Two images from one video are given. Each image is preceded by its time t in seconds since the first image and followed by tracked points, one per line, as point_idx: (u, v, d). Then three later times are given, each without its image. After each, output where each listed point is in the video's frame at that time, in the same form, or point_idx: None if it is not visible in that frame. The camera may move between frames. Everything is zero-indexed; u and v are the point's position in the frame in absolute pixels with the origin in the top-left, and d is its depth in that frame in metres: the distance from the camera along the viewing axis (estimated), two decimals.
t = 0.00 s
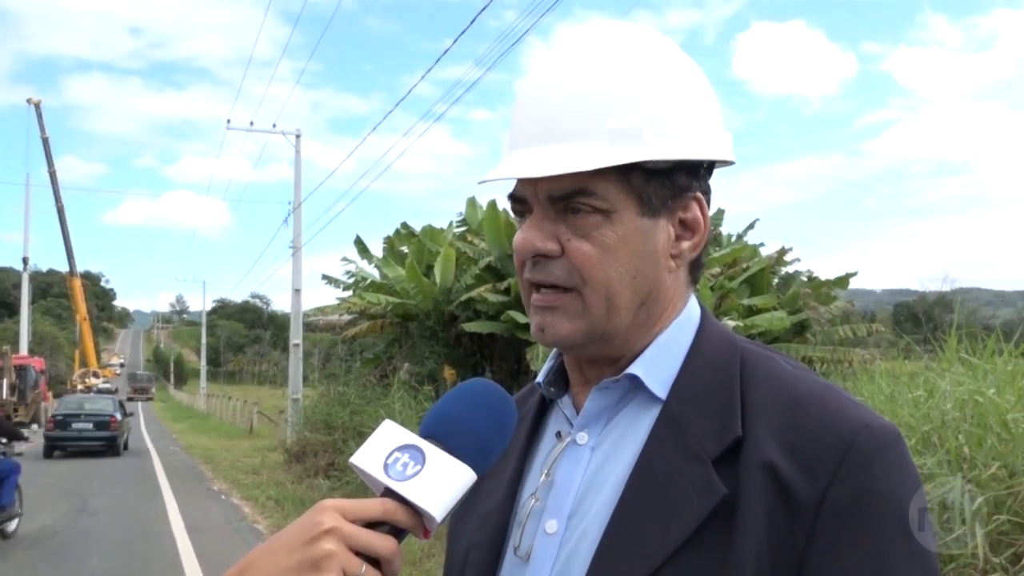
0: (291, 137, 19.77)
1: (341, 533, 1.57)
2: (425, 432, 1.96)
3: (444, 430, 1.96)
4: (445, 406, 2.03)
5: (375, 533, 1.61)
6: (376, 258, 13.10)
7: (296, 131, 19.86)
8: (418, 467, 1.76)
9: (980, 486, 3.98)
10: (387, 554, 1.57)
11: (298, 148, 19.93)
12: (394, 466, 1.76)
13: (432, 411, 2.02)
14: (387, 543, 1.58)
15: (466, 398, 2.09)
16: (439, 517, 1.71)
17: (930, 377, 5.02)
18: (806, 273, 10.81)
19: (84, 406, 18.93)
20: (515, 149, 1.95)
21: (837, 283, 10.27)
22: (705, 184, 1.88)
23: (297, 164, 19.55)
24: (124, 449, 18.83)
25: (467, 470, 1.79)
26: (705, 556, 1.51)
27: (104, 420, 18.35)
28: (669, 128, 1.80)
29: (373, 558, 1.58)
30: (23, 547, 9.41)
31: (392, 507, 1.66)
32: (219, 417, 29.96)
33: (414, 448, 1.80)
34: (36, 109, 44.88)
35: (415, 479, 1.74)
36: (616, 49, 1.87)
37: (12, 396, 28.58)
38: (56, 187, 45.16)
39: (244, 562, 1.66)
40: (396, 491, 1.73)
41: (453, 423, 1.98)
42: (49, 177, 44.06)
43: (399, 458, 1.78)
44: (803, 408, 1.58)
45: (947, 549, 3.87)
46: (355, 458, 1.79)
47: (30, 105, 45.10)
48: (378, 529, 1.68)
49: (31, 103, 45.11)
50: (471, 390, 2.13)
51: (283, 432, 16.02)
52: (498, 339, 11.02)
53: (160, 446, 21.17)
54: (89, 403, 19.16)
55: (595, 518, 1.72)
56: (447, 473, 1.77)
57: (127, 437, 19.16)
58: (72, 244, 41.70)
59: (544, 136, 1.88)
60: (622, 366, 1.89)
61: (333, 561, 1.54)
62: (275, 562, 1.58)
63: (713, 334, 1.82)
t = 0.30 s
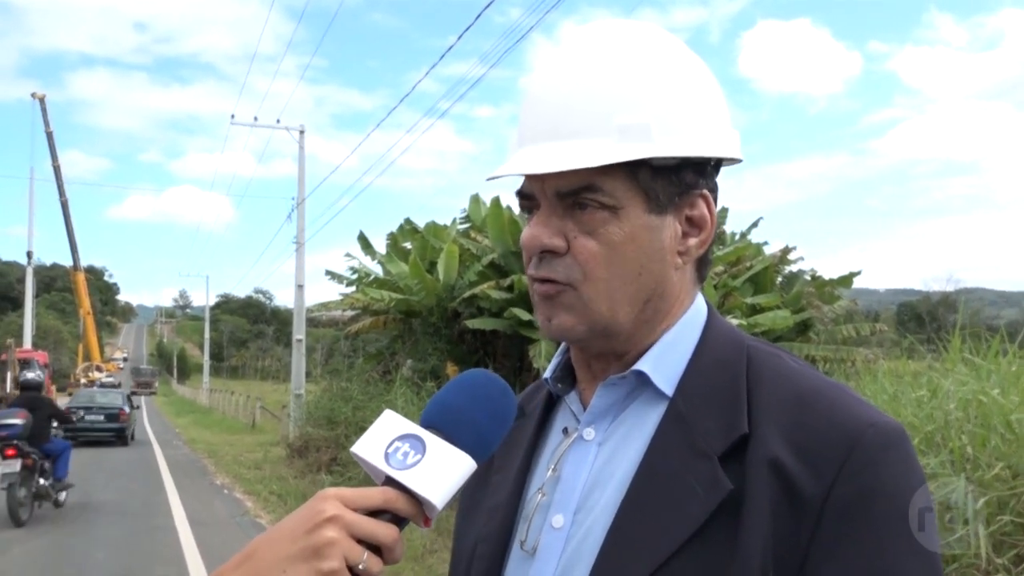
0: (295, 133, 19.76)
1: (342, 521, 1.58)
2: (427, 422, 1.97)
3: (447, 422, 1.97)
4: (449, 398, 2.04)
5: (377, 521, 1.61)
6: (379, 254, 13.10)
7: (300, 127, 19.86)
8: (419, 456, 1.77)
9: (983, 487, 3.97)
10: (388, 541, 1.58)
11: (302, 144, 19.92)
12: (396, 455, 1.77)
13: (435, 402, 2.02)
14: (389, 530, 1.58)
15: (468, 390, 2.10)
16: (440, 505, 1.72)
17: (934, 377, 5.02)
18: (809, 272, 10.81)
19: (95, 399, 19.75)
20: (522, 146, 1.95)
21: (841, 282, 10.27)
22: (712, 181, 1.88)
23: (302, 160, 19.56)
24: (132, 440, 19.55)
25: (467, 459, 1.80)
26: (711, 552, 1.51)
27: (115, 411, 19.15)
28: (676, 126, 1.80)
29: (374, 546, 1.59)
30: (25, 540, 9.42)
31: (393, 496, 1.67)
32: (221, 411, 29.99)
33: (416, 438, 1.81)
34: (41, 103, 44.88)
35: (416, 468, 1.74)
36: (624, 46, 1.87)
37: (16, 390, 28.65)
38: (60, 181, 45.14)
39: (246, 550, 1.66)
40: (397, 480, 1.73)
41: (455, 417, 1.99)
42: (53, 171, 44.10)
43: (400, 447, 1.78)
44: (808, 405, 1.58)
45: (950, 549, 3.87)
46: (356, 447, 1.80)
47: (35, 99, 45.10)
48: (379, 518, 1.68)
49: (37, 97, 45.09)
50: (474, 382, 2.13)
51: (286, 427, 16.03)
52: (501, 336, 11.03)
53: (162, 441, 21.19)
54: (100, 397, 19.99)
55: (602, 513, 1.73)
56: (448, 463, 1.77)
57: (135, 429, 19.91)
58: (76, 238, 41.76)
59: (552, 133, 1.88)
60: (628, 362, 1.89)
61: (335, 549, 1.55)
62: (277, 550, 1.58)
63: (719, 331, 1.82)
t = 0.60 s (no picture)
0: (299, 132, 19.77)
1: (349, 520, 1.58)
2: (432, 421, 1.97)
3: (452, 421, 1.97)
4: (454, 396, 2.04)
5: (382, 520, 1.62)
6: (383, 254, 13.10)
7: (303, 127, 19.86)
8: (425, 455, 1.77)
9: (988, 485, 3.97)
10: (394, 540, 1.58)
11: (305, 143, 19.90)
12: (402, 454, 1.77)
13: (439, 400, 2.03)
14: (395, 529, 1.59)
15: (474, 388, 2.10)
16: (446, 504, 1.72)
17: (938, 376, 5.01)
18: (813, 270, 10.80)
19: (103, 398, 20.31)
20: (526, 150, 1.95)
21: (845, 280, 10.27)
22: (717, 180, 1.88)
23: (305, 159, 19.56)
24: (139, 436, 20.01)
25: (473, 458, 1.80)
26: (718, 551, 1.52)
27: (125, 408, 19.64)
28: (680, 128, 1.81)
29: (381, 545, 1.59)
30: (31, 539, 9.45)
31: (399, 494, 1.67)
32: (226, 411, 30.02)
33: (422, 437, 1.81)
34: (44, 103, 44.88)
35: (422, 467, 1.75)
36: (625, 47, 1.87)
37: (21, 389, 28.72)
38: (64, 180, 45.14)
39: (252, 549, 1.67)
40: (404, 479, 1.74)
41: (460, 416, 1.99)
42: (58, 171, 44.16)
43: (406, 446, 1.79)
44: (815, 404, 1.58)
45: (955, 548, 3.86)
46: (362, 446, 1.80)
47: (40, 99, 45.18)
48: (385, 517, 1.69)
49: (41, 97, 45.14)
50: (479, 381, 2.14)
51: (290, 426, 16.05)
52: (505, 335, 11.04)
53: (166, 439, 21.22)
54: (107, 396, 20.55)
55: (609, 512, 1.73)
56: (453, 461, 1.77)
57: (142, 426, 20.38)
58: (80, 237, 41.79)
59: (556, 138, 1.89)
60: (635, 363, 1.90)
61: (341, 548, 1.55)
62: (284, 549, 1.59)
63: (725, 331, 1.83)
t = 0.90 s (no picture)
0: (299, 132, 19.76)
1: (351, 522, 1.58)
2: (434, 423, 1.97)
3: (455, 423, 1.97)
4: (456, 398, 2.04)
5: (385, 521, 1.62)
6: (383, 253, 13.10)
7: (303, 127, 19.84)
8: (428, 457, 1.77)
9: (988, 485, 3.97)
10: (397, 542, 1.58)
11: (305, 143, 19.88)
12: (404, 456, 1.77)
13: (441, 403, 2.03)
14: (398, 530, 1.59)
15: (476, 390, 2.10)
16: (449, 505, 1.72)
17: (938, 375, 5.01)
18: (813, 270, 10.80)
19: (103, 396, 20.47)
20: (529, 154, 1.96)
21: (845, 280, 10.28)
22: (720, 184, 1.87)
23: (305, 159, 19.55)
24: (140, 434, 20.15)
25: (475, 461, 1.80)
26: (725, 553, 1.52)
27: (127, 405, 19.86)
28: (682, 133, 1.81)
29: (383, 547, 1.59)
30: (32, 539, 9.45)
31: (401, 496, 1.68)
32: (226, 411, 30.01)
33: (424, 439, 1.81)
34: (44, 103, 44.84)
35: (425, 469, 1.75)
36: (629, 47, 1.88)
37: (21, 389, 28.70)
38: (64, 180, 45.09)
39: (255, 551, 1.67)
40: (407, 481, 1.74)
41: (462, 417, 1.99)
42: (58, 171, 44.14)
43: (409, 448, 1.79)
44: (822, 407, 1.58)
45: (956, 548, 3.87)
46: (365, 447, 1.80)
47: (39, 99, 45.19)
48: (388, 519, 1.69)
49: (40, 97, 45.13)
50: (481, 383, 2.14)
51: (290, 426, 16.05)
52: (505, 334, 11.05)
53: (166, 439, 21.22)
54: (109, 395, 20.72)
55: (613, 513, 1.73)
56: (456, 463, 1.78)
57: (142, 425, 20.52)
58: (80, 236, 41.75)
59: (558, 143, 1.89)
60: (639, 364, 1.90)
61: (344, 550, 1.55)
62: (287, 551, 1.59)
63: (729, 333, 1.83)
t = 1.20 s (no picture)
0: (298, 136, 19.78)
1: (354, 527, 1.58)
2: (436, 427, 1.98)
3: (458, 427, 1.98)
4: (458, 403, 2.05)
5: (387, 526, 1.62)
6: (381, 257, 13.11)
7: (303, 131, 19.87)
8: (431, 461, 1.78)
9: (987, 489, 3.97)
10: (400, 547, 1.58)
11: (305, 148, 19.90)
12: (407, 461, 1.78)
13: (443, 407, 2.03)
14: (400, 535, 1.59)
15: (478, 395, 2.10)
16: (452, 510, 1.72)
17: (937, 379, 5.02)
18: (811, 274, 10.82)
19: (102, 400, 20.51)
20: (529, 167, 1.98)
21: (843, 284, 10.29)
22: (722, 191, 1.87)
23: (304, 163, 19.55)
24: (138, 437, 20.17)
25: (479, 464, 1.80)
26: (731, 558, 1.52)
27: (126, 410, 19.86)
28: (678, 144, 1.82)
29: (385, 552, 1.59)
30: (30, 544, 9.44)
31: (404, 501, 1.68)
32: (225, 415, 29.99)
33: (426, 443, 1.81)
34: (43, 108, 44.88)
35: (427, 473, 1.75)
36: (622, 59, 1.88)
37: (18, 394, 28.66)
38: (62, 185, 45.09)
39: (257, 556, 1.67)
40: (409, 485, 1.74)
41: (466, 422, 1.99)
42: (56, 176, 44.16)
43: (411, 453, 1.79)
44: (829, 414, 1.59)
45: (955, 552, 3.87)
46: (367, 452, 1.80)
47: (38, 103, 45.28)
48: (390, 523, 1.69)
49: (40, 101, 45.20)
50: (484, 388, 2.14)
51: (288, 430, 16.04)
52: (503, 339, 11.05)
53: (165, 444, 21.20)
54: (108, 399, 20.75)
55: (618, 519, 1.73)
56: (459, 468, 1.77)
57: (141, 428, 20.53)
58: (79, 241, 41.73)
59: (556, 159, 1.91)
60: (644, 371, 1.90)
61: (347, 555, 1.56)
62: (289, 556, 1.59)
63: (735, 340, 1.83)
